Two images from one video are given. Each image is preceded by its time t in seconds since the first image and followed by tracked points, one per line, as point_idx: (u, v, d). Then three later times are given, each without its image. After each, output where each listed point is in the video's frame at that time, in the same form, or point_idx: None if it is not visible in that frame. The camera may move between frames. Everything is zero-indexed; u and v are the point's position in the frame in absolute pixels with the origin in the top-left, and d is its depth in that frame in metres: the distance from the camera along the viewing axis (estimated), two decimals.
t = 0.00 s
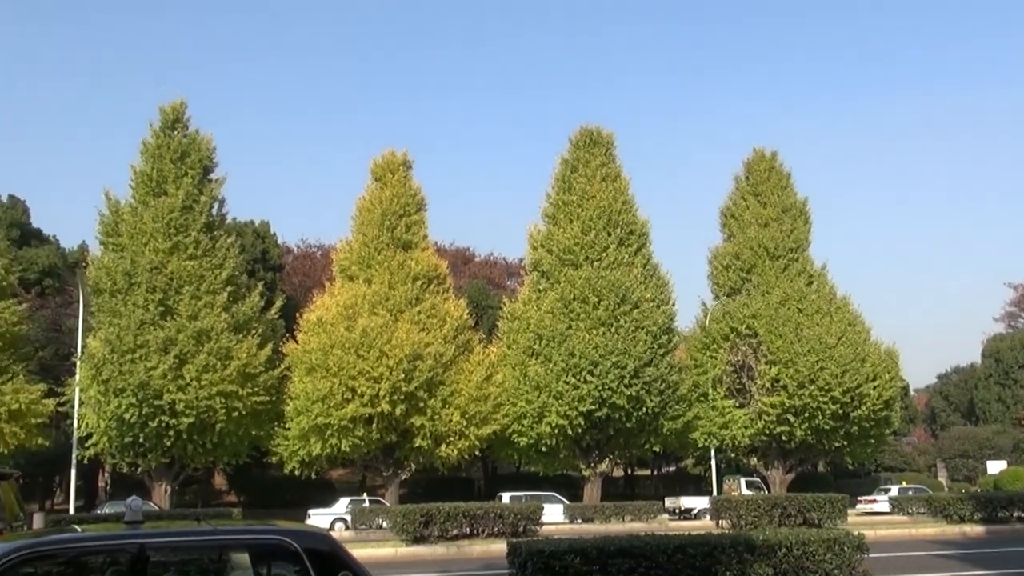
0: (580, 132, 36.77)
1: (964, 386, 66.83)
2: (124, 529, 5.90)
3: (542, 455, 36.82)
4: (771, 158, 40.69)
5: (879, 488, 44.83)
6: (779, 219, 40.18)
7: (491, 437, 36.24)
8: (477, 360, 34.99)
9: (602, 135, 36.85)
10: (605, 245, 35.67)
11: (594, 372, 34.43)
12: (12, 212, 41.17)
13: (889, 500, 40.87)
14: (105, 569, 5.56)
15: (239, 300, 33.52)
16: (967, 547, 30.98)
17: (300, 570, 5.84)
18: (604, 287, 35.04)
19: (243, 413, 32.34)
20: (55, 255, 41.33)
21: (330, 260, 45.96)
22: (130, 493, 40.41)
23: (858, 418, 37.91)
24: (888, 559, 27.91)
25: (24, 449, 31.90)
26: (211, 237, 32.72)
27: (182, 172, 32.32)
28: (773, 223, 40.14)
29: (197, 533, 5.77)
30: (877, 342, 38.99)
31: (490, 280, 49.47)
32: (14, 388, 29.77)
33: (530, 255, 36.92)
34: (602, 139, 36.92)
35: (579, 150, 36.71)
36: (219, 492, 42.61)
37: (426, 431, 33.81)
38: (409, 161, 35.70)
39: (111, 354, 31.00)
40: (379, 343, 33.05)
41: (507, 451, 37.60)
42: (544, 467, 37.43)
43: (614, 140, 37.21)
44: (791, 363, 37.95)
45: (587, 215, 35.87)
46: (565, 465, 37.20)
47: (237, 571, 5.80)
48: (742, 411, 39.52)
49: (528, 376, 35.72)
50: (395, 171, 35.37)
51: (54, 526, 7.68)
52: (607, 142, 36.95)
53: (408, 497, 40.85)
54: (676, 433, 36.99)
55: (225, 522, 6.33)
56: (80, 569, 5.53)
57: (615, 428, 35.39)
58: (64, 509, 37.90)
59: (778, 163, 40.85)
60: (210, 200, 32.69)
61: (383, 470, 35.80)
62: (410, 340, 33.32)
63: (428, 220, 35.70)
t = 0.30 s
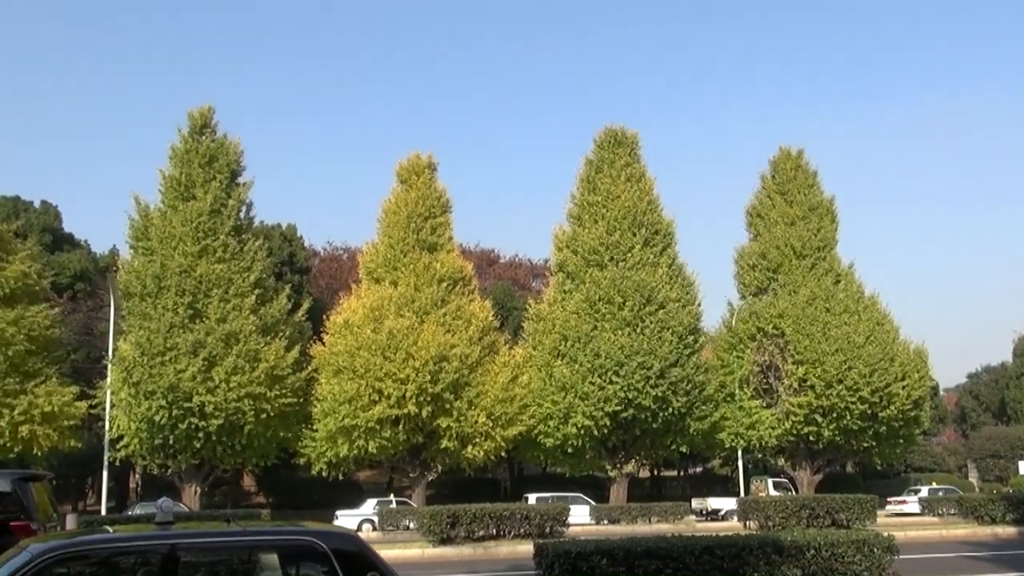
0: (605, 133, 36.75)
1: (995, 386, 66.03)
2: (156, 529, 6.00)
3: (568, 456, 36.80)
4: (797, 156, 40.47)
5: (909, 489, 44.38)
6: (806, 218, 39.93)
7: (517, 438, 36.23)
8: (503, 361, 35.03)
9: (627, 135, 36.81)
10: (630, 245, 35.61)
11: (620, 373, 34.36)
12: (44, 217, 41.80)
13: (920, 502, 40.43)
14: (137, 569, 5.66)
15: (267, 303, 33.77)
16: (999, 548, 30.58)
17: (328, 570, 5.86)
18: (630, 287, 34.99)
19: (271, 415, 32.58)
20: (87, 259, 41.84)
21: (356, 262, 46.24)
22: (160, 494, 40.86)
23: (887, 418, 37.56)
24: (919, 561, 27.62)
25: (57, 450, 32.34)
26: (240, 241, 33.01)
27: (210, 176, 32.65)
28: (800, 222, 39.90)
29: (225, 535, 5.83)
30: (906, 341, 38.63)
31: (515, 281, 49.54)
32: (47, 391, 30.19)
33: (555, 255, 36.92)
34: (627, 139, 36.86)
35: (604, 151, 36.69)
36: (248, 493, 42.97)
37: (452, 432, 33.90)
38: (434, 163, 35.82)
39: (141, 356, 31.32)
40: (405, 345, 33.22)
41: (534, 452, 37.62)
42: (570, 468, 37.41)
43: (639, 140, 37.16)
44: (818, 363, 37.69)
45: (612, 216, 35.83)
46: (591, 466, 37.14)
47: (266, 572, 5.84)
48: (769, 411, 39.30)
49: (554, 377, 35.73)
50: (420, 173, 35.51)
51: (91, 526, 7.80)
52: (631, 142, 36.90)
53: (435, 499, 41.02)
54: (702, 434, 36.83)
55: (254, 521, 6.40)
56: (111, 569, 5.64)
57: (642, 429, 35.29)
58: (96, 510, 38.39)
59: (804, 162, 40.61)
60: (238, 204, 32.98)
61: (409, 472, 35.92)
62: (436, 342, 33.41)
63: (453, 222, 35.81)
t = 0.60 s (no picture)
0: (629, 133, 36.71)
1: None
2: (186, 530, 6.12)
3: (594, 456, 36.77)
4: (824, 154, 40.20)
5: (940, 490, 43.91)
6: (834, 216, 39.64)
7: (543, 439, 36.25)
8: (529, 362, 35.09)
9: (652, 135, 36.76)
10: (656, 245, 35.54)
11: (646, 373, 34.30)
12: (76, 222, 42.42)
13: (951, 503, 39.96)
14: (169, 569, 5.77)
15: (295, 305, 34.07)
16: None
17: (356, 570, 5.95)
18: (655, 287, 34.93)
19: (299, 417, 32.88)
20: (119, 263, 42.37)
21: (383, 264, 46.53)
22: (191, 495, 41.36)
23: (917, 417, 37.20)
24: (950, 563, 27.32)
25: (90, 452, 32.81)
26: (268, 244, 33.32)
27: (238, 180, 32.99)
28: (828, 220, 39.62)
29: (254, 535, 5.93)
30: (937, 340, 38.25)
31: (541, 282, 49.62)
32: (80, 393, 30.67)
33: (581, 256, 36.92)
34: (652, 139, 36.82)
35: (629, 151, 36.66)
36: (278, 494, 43.39)
37: (478, 433, 34.00)
38: (459, 165, 35.95)
39: (172, 359, 31.71)
40: (431, 346, 33.38)
41: (560, 453, 37.62)
42: (597, 469, 37.36)
43: (664, 139, 37.09)
44: (846, 362, 37.41)
45: (637, 216, 35.79)
46: (618, 467, 37.07)
47: (295, 572, 5.92)
48: (797, 411, 39.04)
49: (580, 377, 35.73)
50: (445, 175, 35.65)
51: (124, 528, 7.95)
52: (657, 142, 36.84)
53: (462, 499, 41.21)
54: (730, 434, 36.65)
55: (281, 521, 6.52)
56: (143, 570, 5.75)
57: (668, 429, 35.20)
58: (129, 511, 38.92)
59: (832, 160, 40.34)
60: (266, 207, 33.29)
61: (436, 472, 36.05)
62: (462, 343, 33.53)
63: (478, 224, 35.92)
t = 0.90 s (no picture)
0: (655, 133, 36.63)
1: None
2: (216, 530, 6.21)
3: (620, 457, 36.68)
4: (852, 153, 39.88)
5: (971, 492, 43.40)
6: (862, 215, 39.33)
7: (569, 440, 36.22)
8: (554, 363, 35.07)
9: (677, 135, 36.67)
10: (682, 245, 35.44)
11: (672, 374, 34.20)
12: (107, 226, 42.98)
13: (982, 504, 39.49)
14: (200, 569, 5.87)
15: (322, 307, 34.29)
16: None
17: (385, 570, 5.99)
18: (681, 288, 34.82)
19: (326, 418, 33.11)
20: (148, 266, 42.94)
21: (409, 266, 46.76)
22: (220, 496, 41.79)
23: (947, 418, 36.84)
24: (982, 565, 26.98)
25: (121, 453, 33.22)
26: (295, 246, 33.57)
27: (265, 184, 33.25)
28: (856, 219, 39.31)
29: (282, 536, 5.99)
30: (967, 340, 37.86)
31: (566, 283, 49.63)
32: (112, 395, 31.09)
33: (606, 257, 36.86)
34: (677, 139, 36.73)
35: (654, 151, 36.58)
36: (305, 494, 43.74)
37: (504, 434, 34.05)
38: (484, 166, 36.03)
39: (201, 361, 32.04)
40: (457, 347, 33.47)
41: (586, 454, 37.57)
42: (623, 470, 37.25)
43: (689, 139, 36.98)
44: (875, 362, 37.07)
45: (663, 216, 35.70)
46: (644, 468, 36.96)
47: (323, 573, 5.98)
48: (825, 412, 38.72)
49: (606, 378, 35.67)
50: (470, 176, 35.74)
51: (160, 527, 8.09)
52: (682, 141, 36.75)
53: (488, 501, 41.34)
54: (757, 435, 36.44)
55: (311, 521, 6.60)
56: (174, 570, 5.84)
57: (695, 430, 35.08)
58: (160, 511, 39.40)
59: (859, 158, 40.01)
60: (293, 210, 33.54)
61: (462, 473, 36.13)
62: (488, 344, 33.59)
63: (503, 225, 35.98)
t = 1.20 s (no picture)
0: (679, 133, 36.53)
1: None
2: (245, 531, 6.26)
3: (645, 459, 36.55)
4: (879, 151, 39.54)
5: (1002, 494, 42.80)
6: (889, 214, 39.01)
7: (594, 442, 36.15)
8: (579, 364, 35.02)
9: (702, 135, 36.56)
10: (707, 245, 35.32)
11: (697, 375, 34.11)
12: (136, 230, 43.46)
13: (1014, 506, 38.95)
14: (229, 570, 5.93)
15: (348, 310, 34.48)
16: None
17: (412, 571, 6.02)
18: (707, 288, 34.69)
19: (352, 420, 33.30)
20: (176, 269, 43.34)
21: (433, 268, 46.92)
22: (248, 497, 42.12)
23: (977, 419, 36.46)
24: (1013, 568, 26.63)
25: (151, 454, 33.58)
26: (321, 249, 33.78)
27: (291, 187, 33.51)
28: (883, 218, 38.99)
29: (311, 537, 6.04)
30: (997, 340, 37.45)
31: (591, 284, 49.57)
32: (141, 397, 31.46)
33: (631, 257, 36.79)
34: (702, 139, 36.62)
35: (678, 151, 36.48)
36: (331, 496, 43.98)
37: (530, 436, 34.07)
38: (508, 168, 36.08)
39: (229, 363, 32.35)
40: (482, 349, 33.54)
41: (611, 455, 37.48)
42: (648, 472, 37.11)
43: (714, 139, 36.85)
44: (903, 363, 36.74)
45: (687, 217, 35.60)
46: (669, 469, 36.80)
47: (351, 574, 6.03)
48: (852, 413, 38.39)
49: (631, 380, 35.60)
50: (494, 178, 35.81)
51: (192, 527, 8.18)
52: (707, 142, 36.63)
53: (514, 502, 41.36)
54: (784, 436, 36.20)
55: (340, 523, 6.66)
56: (204, 570, 5.92)
57: (720, 432, 34.91)
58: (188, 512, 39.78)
59: (886, 157, 39.67)
60: (319, 213, 33.76)
61: (487, 474, 36.16)
62: (512, 346, 33.62)
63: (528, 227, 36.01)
